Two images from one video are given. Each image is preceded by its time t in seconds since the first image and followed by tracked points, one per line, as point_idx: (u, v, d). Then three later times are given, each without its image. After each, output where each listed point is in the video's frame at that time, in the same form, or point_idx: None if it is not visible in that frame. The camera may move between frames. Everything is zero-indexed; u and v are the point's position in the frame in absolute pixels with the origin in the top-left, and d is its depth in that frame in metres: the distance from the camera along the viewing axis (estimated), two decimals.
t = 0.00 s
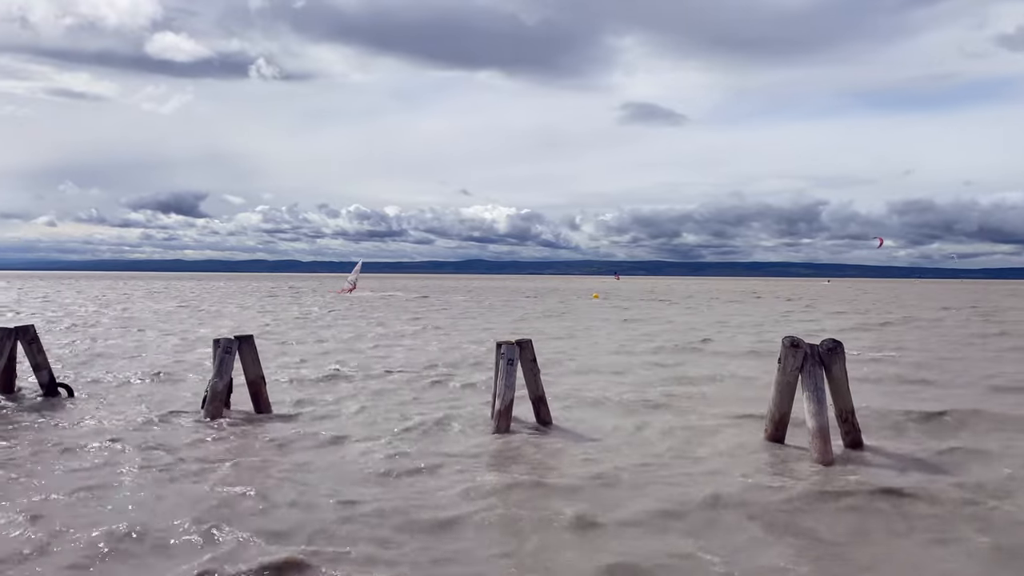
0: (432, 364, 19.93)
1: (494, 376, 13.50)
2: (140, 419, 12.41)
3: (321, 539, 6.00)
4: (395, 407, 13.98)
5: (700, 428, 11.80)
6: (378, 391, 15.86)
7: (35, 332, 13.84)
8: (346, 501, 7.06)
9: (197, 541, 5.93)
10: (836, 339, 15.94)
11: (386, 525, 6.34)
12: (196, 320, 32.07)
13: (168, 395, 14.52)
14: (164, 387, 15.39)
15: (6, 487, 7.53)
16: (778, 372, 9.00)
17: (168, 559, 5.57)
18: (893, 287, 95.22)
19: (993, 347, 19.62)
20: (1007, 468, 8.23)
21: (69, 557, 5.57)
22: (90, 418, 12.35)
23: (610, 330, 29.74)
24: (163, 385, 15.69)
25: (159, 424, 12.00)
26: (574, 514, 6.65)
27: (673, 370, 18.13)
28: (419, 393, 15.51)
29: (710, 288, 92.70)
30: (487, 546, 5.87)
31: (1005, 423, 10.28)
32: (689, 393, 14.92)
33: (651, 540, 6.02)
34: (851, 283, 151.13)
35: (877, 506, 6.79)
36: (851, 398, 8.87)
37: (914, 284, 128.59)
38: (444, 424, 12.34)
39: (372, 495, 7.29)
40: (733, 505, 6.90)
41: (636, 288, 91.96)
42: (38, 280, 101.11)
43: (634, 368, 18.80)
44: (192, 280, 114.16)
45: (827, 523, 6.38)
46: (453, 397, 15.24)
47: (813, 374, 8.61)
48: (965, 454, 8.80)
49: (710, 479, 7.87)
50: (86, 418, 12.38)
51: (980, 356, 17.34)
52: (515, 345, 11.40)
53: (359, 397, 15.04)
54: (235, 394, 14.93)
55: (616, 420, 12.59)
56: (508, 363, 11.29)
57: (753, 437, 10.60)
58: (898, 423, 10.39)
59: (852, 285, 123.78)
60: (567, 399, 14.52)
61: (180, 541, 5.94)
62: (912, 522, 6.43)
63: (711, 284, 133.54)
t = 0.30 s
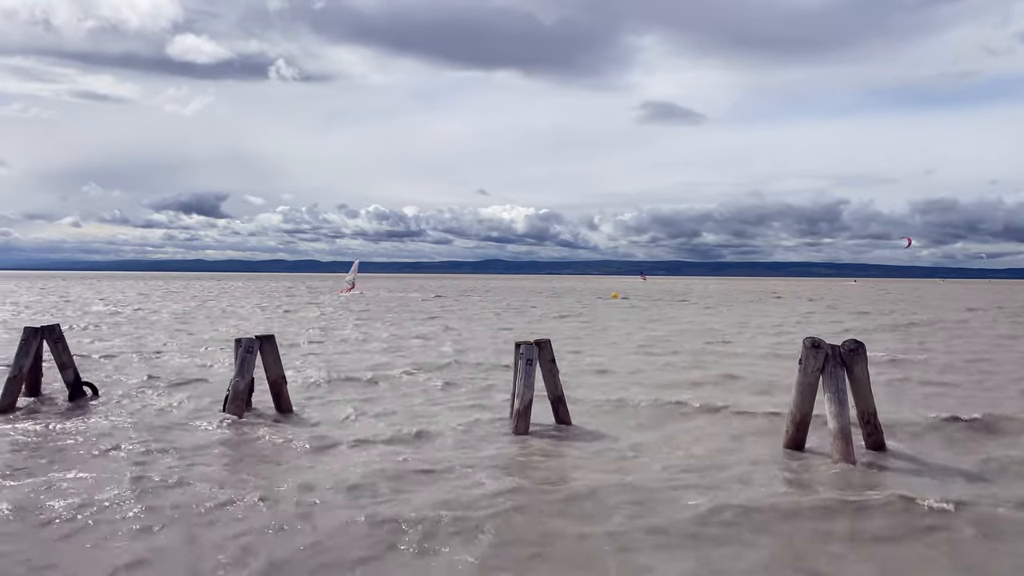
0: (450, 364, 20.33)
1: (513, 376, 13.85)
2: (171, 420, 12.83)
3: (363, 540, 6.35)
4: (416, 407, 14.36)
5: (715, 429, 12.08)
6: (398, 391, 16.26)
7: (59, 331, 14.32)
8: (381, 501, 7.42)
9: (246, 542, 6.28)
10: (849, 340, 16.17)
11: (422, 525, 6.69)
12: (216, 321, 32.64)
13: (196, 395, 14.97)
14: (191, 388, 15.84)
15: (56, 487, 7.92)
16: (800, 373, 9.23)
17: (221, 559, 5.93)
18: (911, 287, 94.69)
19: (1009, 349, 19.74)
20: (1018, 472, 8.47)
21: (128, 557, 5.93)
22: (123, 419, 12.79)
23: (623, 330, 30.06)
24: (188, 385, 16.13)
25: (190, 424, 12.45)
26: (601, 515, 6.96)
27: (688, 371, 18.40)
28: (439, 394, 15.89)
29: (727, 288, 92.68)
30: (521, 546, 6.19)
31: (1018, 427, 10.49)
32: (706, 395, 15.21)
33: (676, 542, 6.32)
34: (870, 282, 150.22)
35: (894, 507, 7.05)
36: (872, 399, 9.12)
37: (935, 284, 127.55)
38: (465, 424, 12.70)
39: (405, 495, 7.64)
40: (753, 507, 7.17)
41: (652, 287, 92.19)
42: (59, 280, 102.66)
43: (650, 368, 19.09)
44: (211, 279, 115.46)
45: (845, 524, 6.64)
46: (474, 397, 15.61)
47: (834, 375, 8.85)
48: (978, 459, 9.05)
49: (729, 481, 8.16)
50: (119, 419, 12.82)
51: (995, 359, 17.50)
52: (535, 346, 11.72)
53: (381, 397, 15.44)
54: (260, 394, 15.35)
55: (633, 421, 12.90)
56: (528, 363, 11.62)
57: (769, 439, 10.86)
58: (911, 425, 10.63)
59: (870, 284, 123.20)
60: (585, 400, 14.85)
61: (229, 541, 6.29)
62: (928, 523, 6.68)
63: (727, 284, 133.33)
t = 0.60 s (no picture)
0: (467, 364, 20.40)
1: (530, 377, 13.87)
2: (191, 419, 12.96)
3: (382, 542, 6.36)
4: (433, 407, 14.39)
5: (732, 431, 12.03)
6: (415, 391, 16.32)
7: (82, 329, 14.45)
8: (401, 502, 7.44)
9: (265, 543, 6.32)
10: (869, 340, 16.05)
11: (442, 527, 6.70)
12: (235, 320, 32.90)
13: (215, 396, 15.10)
14: (211, 387, 15.98)
15: (77, 487, 8.01)
16: (819, 374, 9.17)
17: (241, 561, 5.96)
18: (934, 287, 93.53)
19: None
20: None
21: (149, 559, 5.98)
22: (143, 420, 12.92)
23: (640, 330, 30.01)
24: (208, 385, 16.28)
25: (210, 424, 12.58)
26: (620, 517, 6.93)
27: (705, 372, 18.34)
28: (456, 394, 15.91)
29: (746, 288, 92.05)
30: (541, 549, 6.18)
31: None
32: (724, 396, 15.12)
33: (695, 545, 6.28)
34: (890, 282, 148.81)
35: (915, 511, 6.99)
36: (892, 399, 9.05)
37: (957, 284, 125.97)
38: (482, 424, 12.74)
39: (424, 496, 7.66)
40: (773, 510, 7.12)
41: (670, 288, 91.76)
42: (80, 281, 103.85)
43: (668, 369, 19.00)
44: (229, 280, 116.29)
45: (867, 528, 6.58)
46: (491, 397, 15.62)
47: (854, 375, 8.77)
48: (999, 462, 8.95)
49: (749, 483, 8.11)
50: (140, 419, 12.94)
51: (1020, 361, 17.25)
52: (552, 346, 11.70)
53: (398, 397, 15.49)
54: (278, 394, 15.45)
55: (650, 421, 12.87)
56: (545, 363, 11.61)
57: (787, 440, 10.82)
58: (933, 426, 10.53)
59: (889, 284, 122.09)
60: (602, 401, 14.82)
61: (249, 543, 6.32)
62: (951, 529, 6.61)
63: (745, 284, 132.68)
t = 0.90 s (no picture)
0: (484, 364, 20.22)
1: (545, 376, 13.65)
2: (204, 418, 12.87)
3: (385, 543, 6.16)
4: (447, 407, 14.20)
5: (752, 432, 11.75)
6: (430, 391, 16.16)
7: (102, 329, 14.41)
8: (407, 503, 7.24)
9: (264, 543, 6.14)
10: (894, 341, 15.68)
11: (448, 529, 6.50)
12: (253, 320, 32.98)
13: (229, 395, 15.01)
14: (225, 387, 15.90)
15: (82, 485, 7.90)
16: (836, 375, 8.89)
17: (239, 561, 5.79)
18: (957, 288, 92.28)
19: None
20: None
21: (145, 558, 5.82)
22: (155, 418, 12.83)
23: (658, 331, 29.70)
24: (224, 385, 16.23)
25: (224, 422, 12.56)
26: (632, 519, 6.70)
27: (724, 373, 18.04)
28: (471, 395, 15.72)
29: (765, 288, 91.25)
30: (549, 551, 5.96)
31: None
32: (744, 398, 14.81)
33: (710, 549, 6.03)
34: (912, 283, 147.21)
35: (938, 517, 6.71)
36: (913, 400, 8.75)
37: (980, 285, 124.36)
38: (497, 425, 12.54)
39: (431, 497, 7.46)
40: (792, 514, 6.86)
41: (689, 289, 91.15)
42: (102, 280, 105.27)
43: (687, 370, 18.70)
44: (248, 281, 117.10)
45: (891, 533, 6.30)
46: (506, 398, 15.41)
47: (872, 376, 8.49)
48: None
49: (768, 486, 7.85)
50: (154, 417, 12.87)
51: None
52: (567, 345, 11.47)
53: (412, 397, 15.32)
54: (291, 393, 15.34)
55: (668, 422, 12.62)
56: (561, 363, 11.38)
57: (808, 441, 10.53)
58: (960, 429, 10.18)
59: (911, 285, 120.76)
60: (619, 401, 14.57)
61: (248, 542, 6.16)
62: (979, 536, 6.31)
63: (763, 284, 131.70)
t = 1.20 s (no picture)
0: (499, 364, 20.68)
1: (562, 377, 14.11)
2: (232, 417, 13.35)
3: (428, 542, 6.58)
4: (465, 407, 14.67)
5: (763, 432, 12.14)
6: (448, 391, 16.63)
7: (119, 329, 14.89)
8: (442, 503, 7.67)
9: (314, 541, 6.56)
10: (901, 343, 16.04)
11: (485, 528, 6.91)
12: (268, 321, 33.51)
13: (253, 395, 15.52)
14: (248, 387, 16.41)
15: (128, 485, 8.32)
16: (855, 376, 9.28)
17: (293, 558, 6.20)
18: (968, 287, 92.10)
19: None
20: None
21: (204, 556, 6.23)
22: (184, 416, 13.36)
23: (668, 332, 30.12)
24: (247, 385, 16.72)
25: (252, 421, 13.09)
26: (657, 519, 7.09)
27: (735, 374, 18.42)
28: (487, 394, 16.18)
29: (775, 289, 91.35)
30: (582, 549, 6.37)
31: None
32: (755, 398, 15.20)
33: (734, 548, 6.41)
34: (926, 282, 146.61)
35: (946, 515, 7.14)
36: (930, 400, 9.11)
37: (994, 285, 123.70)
38: (515, 424, 12.99)
39: (465, 496, 7.90)
40: (809, 514, 7.24)
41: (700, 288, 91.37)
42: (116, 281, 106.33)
43: (699, 371, 19.10)
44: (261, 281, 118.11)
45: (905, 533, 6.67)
46: (522, 398, 15.86)
47: (890, 377, 8.87)
48: None
49: (784, 486, 8.22)
50: (182, 416, 13.34)
51: None
52: (582, 346, 11.91)
53: (430, 397, 15.81)
54: (313, 393, 15.84)
55: (681, 423, 13.02)
56: (576, 363, 11.83)
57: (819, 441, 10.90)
58: (968, 430, 10.54)
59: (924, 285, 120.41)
60: (634, 402, 14.99)
61: (297, 541, 6.57)
62: (990, 534, 6.67)
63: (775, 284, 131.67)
